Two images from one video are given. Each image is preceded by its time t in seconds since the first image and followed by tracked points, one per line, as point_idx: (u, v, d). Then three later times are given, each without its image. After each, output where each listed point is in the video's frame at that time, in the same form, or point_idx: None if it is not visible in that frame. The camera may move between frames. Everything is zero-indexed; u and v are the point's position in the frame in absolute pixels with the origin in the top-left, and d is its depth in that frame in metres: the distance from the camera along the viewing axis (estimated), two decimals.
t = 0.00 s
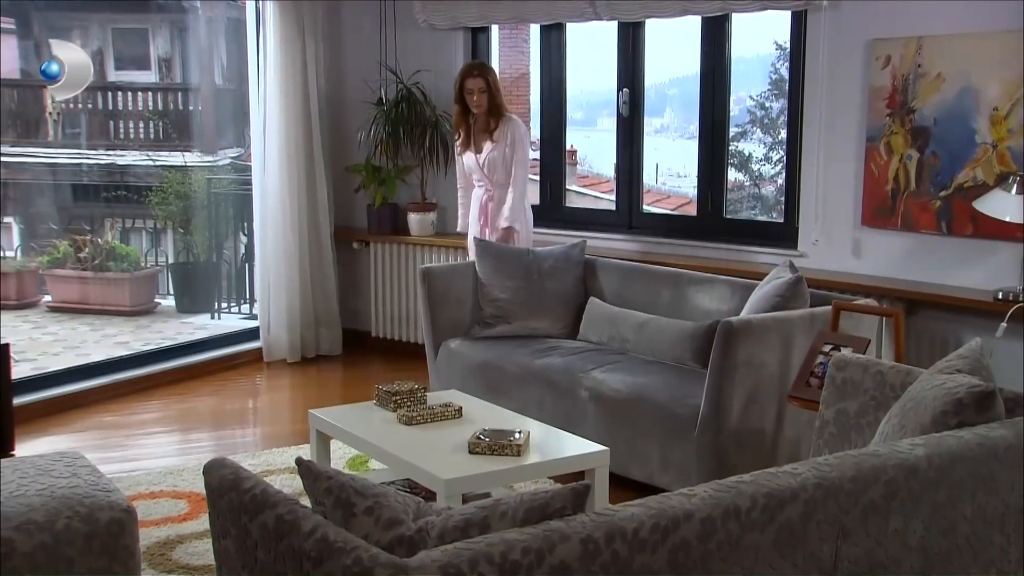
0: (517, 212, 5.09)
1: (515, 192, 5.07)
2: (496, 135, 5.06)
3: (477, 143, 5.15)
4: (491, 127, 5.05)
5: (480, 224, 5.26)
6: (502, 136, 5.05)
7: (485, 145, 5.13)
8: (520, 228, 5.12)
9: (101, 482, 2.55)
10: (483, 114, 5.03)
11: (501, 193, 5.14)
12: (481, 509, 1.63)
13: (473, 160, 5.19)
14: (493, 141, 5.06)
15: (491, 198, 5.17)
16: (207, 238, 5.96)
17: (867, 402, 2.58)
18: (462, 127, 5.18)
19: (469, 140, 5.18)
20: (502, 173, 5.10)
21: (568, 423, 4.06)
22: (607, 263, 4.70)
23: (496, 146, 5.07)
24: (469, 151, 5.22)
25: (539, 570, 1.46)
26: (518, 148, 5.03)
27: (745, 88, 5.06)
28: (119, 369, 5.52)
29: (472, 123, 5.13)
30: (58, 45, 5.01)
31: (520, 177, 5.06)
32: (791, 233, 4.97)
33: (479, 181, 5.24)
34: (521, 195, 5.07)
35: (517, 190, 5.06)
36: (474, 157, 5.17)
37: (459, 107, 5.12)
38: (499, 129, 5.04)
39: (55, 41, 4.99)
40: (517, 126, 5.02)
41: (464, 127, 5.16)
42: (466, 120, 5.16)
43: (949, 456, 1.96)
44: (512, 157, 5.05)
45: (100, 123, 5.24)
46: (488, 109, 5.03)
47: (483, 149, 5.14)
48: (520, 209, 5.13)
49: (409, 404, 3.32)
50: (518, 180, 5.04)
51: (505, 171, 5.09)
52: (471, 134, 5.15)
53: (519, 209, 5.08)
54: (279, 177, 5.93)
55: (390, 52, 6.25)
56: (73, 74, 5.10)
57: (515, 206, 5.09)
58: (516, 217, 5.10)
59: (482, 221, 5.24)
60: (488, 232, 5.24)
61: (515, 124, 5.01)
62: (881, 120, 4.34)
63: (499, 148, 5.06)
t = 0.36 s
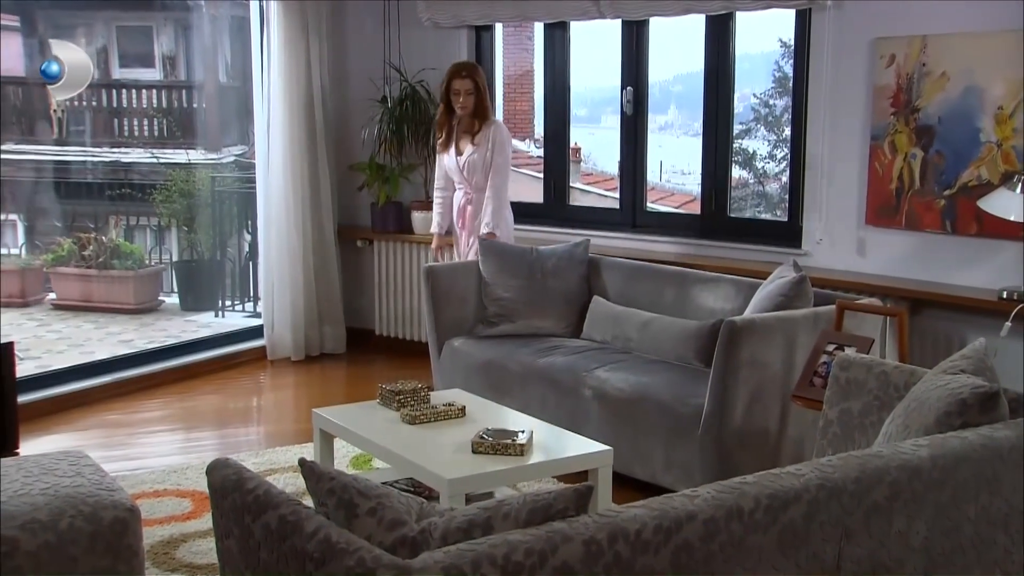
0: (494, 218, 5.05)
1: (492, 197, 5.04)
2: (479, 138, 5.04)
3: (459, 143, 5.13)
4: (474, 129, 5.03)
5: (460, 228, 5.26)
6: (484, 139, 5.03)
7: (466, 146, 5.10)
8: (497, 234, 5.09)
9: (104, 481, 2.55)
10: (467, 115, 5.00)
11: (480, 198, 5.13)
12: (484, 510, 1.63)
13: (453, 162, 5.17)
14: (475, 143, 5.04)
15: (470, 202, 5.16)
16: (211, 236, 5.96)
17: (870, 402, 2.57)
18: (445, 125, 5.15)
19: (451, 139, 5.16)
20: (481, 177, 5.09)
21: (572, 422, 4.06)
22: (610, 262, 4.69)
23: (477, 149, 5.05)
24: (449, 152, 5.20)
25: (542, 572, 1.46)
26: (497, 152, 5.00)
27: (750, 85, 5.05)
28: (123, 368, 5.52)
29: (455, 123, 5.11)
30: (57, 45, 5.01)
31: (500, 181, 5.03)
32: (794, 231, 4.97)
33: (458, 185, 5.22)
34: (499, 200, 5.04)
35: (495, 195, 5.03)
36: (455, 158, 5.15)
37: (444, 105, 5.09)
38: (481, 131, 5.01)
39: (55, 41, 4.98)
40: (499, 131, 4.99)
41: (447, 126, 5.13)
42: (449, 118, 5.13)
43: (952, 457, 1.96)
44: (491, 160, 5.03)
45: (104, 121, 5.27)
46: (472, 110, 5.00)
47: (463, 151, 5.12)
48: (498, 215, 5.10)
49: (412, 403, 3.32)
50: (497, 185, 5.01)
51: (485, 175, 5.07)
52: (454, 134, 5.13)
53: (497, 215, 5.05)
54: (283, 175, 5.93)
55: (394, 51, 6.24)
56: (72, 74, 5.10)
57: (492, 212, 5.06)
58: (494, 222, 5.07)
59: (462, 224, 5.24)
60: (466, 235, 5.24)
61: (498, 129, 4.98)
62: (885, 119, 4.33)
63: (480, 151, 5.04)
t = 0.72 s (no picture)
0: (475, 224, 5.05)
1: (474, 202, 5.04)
2: (461, 140, 4.99)
3: (438, 144, 5.04)
4: (459, 131, 4.97)
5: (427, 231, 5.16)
6: (467, 142, 4.99)
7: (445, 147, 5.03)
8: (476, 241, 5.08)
9: (113, 481, 2.56)
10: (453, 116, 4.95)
11: (453, 200, 5.07)
12: (491, 512, 1.63)
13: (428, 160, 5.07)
14: (455, 145, 4.99)
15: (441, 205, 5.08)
16: (218, 236, 5.97)
17: (877, 404, 2.57)
18: (428, 124, 5.04)
19: (431, 139, 5.06)
20: (458, 180, 5.04)
21: (578, 422, 4.06)
22: (617, 262, 4.69)
23: (456, 152, 4.99)
24: (425, 151, 5.10)
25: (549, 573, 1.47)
26: (481, 156, 5.01)
27: (756, 84, 5.05)
28: (131, 367, 5.54)
29: (438, 123, 5.02)
30: (58, 45, 5.00)
31: (480, 186, 5.04)
32: (801, 231, 4.96)
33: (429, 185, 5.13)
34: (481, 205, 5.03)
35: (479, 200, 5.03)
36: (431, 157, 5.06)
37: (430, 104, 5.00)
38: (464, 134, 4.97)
39: (54, 41, 4.97)
40: (482, 136, 4.99)
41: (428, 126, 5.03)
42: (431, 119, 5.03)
43: (960, 459, 1.96)
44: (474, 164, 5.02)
45: (112, 120, 5.29)
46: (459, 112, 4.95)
47: (441, 151, 5.04)
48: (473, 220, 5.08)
49: (419, 403, 3.32)
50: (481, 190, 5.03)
51: (462, 179, 5.04)
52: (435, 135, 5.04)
53: (480, 221, 5.04)
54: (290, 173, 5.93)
55: (400, 51, 6.24)
56: (72, 74, 5.09)
57: (472, 216, 5.05)
58: (473, 228, 5.06)
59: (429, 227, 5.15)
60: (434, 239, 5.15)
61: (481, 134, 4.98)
62: (892, 119, 4.32)
63: (460, 152, 5.00)
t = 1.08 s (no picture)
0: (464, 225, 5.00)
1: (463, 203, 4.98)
2: (450, 142, 4.90)
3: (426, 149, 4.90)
4: (447, 132, 4.88)
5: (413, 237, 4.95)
6: (456, 143, 4.91)
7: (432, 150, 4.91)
8: (462, 244, 5.00)
9: (125, 479, 2.58)
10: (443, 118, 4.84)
11: (443, 203, 4.95)
12: (504, 511, 1.64)
13: (415, 164, 4.91)
14: (446, 148, 4.90)
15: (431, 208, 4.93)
16: (227, 236, 5.99)
17: (888, 404, 2.58)
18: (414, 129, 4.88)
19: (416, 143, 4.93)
20: (449, 182, 4.94)
21: (588, 422, 4.07)
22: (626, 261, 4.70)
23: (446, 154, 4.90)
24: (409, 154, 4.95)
25: (562, 571, 1.48)
26: (470, 158, 4.98)
27: (764, 83, 5.05)
28: (141, 366, 5.56)
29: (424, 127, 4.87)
30: (59, 45, 4.97)
31: (469, 187, 4.99)
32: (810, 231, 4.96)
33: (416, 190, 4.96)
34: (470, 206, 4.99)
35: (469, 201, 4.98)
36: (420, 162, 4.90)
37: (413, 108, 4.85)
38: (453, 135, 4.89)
39: (56, 41, 4.95)
40: (469, 136, 4.95)
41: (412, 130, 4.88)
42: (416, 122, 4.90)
43: (971, 459, 1.96)
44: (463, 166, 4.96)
45: (120, 119, 5.31)
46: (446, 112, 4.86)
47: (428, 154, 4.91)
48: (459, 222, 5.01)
49: (429, 403, 3.33)
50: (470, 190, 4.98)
51: (452, 181, 4.95)
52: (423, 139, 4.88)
53: (468, 221, 5.01)
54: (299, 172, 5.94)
55: (409, 51, 6.25)
56: (71, 74, 5.07)
57: (460, 218, 4.99)
58: (461, 230, 5.00)
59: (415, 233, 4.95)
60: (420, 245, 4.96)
61: (469, 134, 4.94)
62: (902, 119, 4.32)
63: (451, 154, 4.91)
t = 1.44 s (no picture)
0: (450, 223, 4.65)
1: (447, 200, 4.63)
2: (427, 136, 4.51)
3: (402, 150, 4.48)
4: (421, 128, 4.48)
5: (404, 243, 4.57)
6: (433, 136, 4.53)
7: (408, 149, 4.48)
8: (448, 240, 4.67)
9: (135, 477, 2.59)
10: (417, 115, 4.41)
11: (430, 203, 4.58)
12: (515, 507, 1.65)
13: (398, 166, 4.48)
14: (426, 144, 4.51)
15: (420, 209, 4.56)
16: (233, 235, 6.01)
17: (895, 402, 2.58)
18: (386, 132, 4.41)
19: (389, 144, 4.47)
20: (433, 180, 4.56)
21: (595, 420, 4.08)
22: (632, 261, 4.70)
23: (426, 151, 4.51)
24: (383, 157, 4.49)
25: (573, 568, 1.48)
26: (447, 150, 4.61)
27: (769, 83, 5.06)
28: (147, 365, 5.58)
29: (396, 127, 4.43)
30: (58, 45, 4.95)
31: (449, 181, 4.63)
32: (815, 231, 4.97)
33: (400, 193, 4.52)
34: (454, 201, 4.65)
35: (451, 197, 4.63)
36: (401, 165, 4.48)
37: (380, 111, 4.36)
38: (430, 130, 4.49)
39: (57, 41, 4.94)
40: (441, 125, 4.57)
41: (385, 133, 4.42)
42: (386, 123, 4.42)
43: (980, 458, 1.97)
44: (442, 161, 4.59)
45: (126, 119, 5.33)
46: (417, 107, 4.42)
47: (406, 154, 4.48)
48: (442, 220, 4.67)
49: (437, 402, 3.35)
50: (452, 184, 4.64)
51: (435, 177, 4.57)
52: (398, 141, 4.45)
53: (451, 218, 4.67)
54: (306, 173, 5.95)
55: (415, 51, 6.27)
56: (71, 75, 5.05)
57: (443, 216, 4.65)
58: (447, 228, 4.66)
59: (405, 238, 4.57)
60: (411, 250, 4.59)
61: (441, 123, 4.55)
62: (908, 118, 4.32)
63: (433, 151, 4.54)
